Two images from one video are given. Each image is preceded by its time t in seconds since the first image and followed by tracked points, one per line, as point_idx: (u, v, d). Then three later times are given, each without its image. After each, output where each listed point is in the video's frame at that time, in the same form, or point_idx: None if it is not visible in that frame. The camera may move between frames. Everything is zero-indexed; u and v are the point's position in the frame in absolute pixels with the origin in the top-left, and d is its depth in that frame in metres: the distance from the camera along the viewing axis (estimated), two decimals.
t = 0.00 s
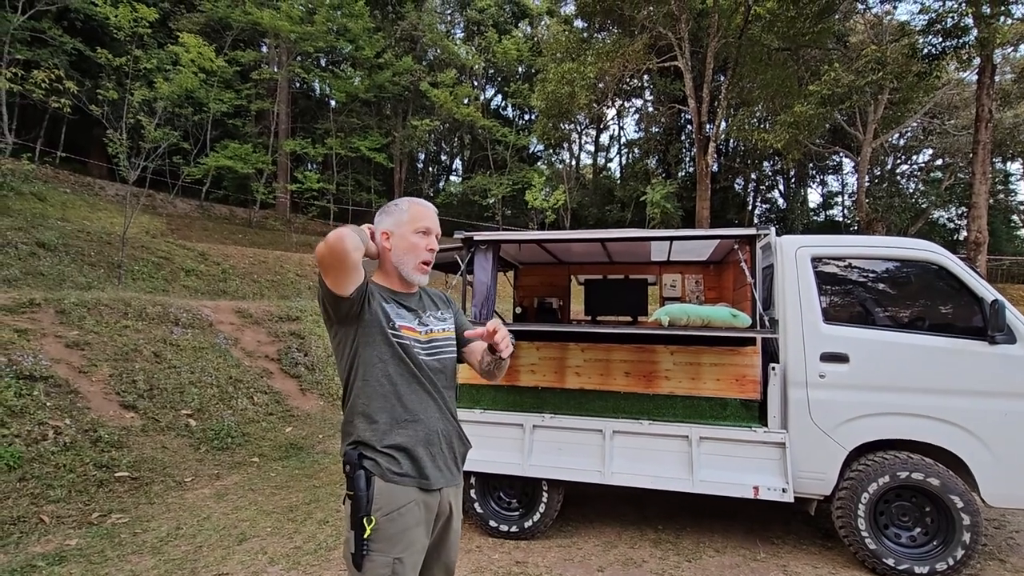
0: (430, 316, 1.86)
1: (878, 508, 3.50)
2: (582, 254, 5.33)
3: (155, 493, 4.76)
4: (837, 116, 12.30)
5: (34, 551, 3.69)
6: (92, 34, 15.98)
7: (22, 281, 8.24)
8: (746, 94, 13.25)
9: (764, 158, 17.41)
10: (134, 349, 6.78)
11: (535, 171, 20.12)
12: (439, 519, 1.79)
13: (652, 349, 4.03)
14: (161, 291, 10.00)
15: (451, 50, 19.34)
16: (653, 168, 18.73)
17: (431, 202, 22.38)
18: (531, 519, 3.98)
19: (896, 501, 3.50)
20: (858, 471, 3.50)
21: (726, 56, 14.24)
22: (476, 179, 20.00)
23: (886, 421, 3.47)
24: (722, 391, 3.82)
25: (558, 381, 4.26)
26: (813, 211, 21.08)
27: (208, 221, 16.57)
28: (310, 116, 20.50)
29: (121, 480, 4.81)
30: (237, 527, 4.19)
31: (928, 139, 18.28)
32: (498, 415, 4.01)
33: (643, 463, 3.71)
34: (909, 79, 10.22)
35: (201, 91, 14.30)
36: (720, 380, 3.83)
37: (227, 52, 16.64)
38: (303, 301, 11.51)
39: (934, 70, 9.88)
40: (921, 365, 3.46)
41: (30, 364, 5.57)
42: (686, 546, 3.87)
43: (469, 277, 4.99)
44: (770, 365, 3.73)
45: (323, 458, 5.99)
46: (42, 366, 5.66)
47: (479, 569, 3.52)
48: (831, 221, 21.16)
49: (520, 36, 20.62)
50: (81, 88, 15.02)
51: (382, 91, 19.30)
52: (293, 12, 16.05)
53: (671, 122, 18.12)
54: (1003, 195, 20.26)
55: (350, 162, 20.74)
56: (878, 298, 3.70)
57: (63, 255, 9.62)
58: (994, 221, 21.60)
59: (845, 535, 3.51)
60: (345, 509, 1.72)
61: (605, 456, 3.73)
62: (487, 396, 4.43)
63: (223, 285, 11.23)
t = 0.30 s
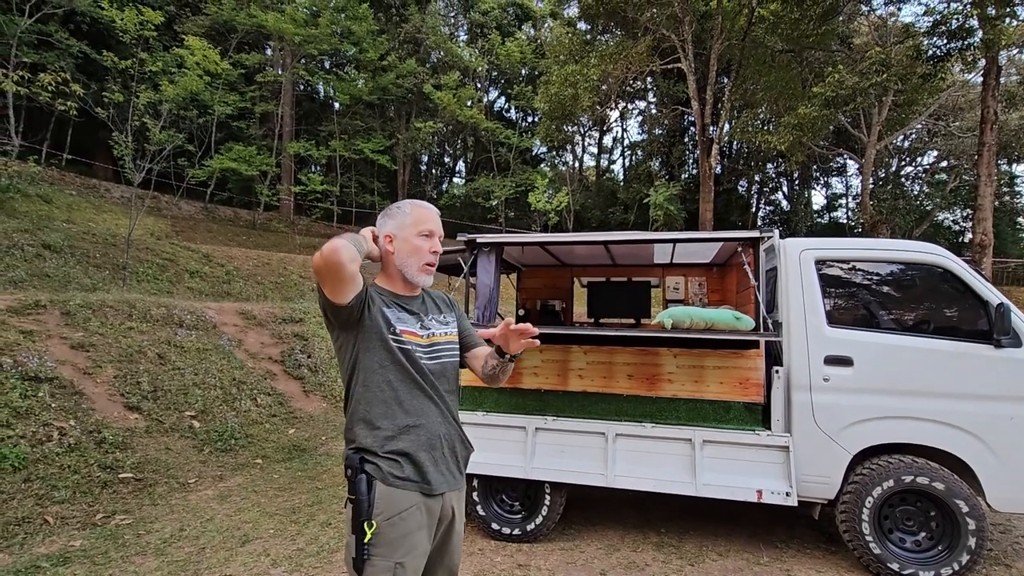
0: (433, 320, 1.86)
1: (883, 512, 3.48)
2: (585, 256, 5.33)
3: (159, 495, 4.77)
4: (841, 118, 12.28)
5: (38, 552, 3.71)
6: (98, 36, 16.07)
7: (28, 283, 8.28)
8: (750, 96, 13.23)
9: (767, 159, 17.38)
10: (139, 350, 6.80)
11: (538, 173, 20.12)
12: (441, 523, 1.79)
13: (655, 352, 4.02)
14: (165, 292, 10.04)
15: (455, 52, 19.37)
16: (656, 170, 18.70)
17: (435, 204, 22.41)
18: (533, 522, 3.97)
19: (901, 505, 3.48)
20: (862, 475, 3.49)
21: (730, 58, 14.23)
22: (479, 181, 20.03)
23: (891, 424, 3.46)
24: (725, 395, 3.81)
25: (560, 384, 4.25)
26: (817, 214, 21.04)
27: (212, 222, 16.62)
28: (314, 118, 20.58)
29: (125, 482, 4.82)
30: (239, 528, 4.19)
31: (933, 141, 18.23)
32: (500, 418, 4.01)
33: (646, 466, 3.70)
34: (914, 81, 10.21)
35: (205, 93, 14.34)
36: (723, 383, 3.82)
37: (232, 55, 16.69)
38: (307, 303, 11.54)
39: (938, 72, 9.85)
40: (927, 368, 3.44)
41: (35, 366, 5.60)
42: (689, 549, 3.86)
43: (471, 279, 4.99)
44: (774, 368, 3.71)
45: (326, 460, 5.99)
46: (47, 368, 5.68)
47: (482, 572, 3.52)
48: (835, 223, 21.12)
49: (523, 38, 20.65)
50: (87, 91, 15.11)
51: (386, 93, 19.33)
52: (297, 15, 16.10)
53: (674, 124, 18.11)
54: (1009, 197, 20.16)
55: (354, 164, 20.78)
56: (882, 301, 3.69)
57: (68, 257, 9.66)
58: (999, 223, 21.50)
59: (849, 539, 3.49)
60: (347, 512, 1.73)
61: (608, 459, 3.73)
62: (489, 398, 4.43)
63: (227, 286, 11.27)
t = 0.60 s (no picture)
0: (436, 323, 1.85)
1: (887, 516, 3.47)
2: (588, 258, 5.34)
3: (163, 496, 4.78)
4: (845, 119, 12.26)
5: (43, 553, 3.72)
6: (103, 40, 16.18)
7: (34, 285, 8.33)
8: (753, 97, 13.22)
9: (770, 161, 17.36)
10: (143, 352, 6.82)
11: (541, 174, 20.13)
12: (444, 526, 1.79)
13: (658, 354, 4.01)
14: (169, 294, 10.08)
15: (458, 54, 19.43)
16: (659, 171, 18.69)
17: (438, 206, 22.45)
18: (536, 524, 3.97)
19: (906, 508, 3.47)
20: (866, 478, 3.48)
21: (733, 60, 14.23)
22: (482, 183, 20.06)
23: (896, 427, 3.45)
24: (729, 397, 3.80)
25: (563, 386, 4.24)
26: (821, 215, 20.99)
27: (216, 224, 16.68)
28: (318, 121, 20.66)
29: (130, 483, 4.84)
30: (243, 530, 4.21)
31: (937, 142, 18.19)
32: (503, 420, 4.02)
33: (649, 468, 3.70)
34: (918, 82, 10.18)
35: (210, 96, 14.40)
36: (726, 386, 3.80)
37: (236, 58, 16.77)
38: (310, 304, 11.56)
39: (942, 73, 9.81)
40: (931, 371, 3.43)
41: (41, 367, 5.62)
42: (693, 552, 3.86)
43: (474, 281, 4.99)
44: (777, 371, 3.70)
45: (329, 462, 6.00)
46: (53, 369, 5.71)
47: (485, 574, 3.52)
48: (839, 225, 21.07)
49: (526, 40, 20.70)
50: (93, 93, 15.20)
51: (389, 95, 19.38)
52: (301, 18, 16.18)
53: (677, 125, 18.11)
54: (1015, 199, 20.10)
55: (357, 166, 20.82)
56: (887, 303, 3.68)
57: (74, 259, 9.71)
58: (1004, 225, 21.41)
59: (854, 543, 3.48)
60: (351, 515, 1.72)
61: (611, 461, 3.73)
62: (493, 401, 4.43)
63: (231, 288, 11.30)
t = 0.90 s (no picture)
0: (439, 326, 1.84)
1: (892, 519, 3.46)
2: (591, 260, 5.34)
3: (167, 498, 4.79)
4: (849, 120, 12.25)
5: (48, 554, 3.74)
6: (108, 43, 16.26)
7: (39, 287, 8.37)
8: (756, 98, 13.21)
9: (773, 162, 17.35)
10: (147, 354, 6.84)
11: (544, 176, 20.12)
12: (448, 526, 1.80)
13: (662, 356, 4.00)
14: (173, 296, 10.11)
15: (461, 57, 19.46)
16: (662, 173, 18.69)
17: (441, 208, 22.46)
18: (539, 527, 3.96)
19: (911, 511, 3.46)
20: (871, 481, 3.47)
21: (736, 61, 14.22)
22: (485, 185, 20.09)
23: (899, 430, 3.44)
24: (733, 400, 3.79)
25: (566, 388, 4.23)
26: (824, 217, 20.95)
27: (220, 226, 16.72)
28: (321, 123, 20.73)
29: (134, 485, 4.85)
30: (247, 532, 4.21)
31: (941, 143, 18.15)
32: (506, 422, 4.01)
33: (652, 470, 3.69)
34: (923, 83, 10.15)
35: (214, 99, 14.44)
36: (730, 388, 3.78)
37: (240, 61, 16.82)
38: (313, 307, 11.58)
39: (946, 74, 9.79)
40: (936, 373, 3.42)
41: (46, 369, 5.64)
42: (697, 555, 3.85)
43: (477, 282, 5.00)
44: (781, 373, 3.69)
45: (332, 464, 6.00)
46: (58, 371, 5.73)
47: None
48: (842, 226, 21.02)
49: (529, 42, 20.74)
50: (98, 96, 15.28)
51: (392, 98, 19.44)
52: (305, 21, 16.23)
53: (680, 127, 18.10)
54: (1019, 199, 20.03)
55: (360, 168, 20.87)
56: (891, 305, 3.67)
57: (78, 261, 9.74)
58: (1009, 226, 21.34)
59: (858, 545, 3.47)
60: (355, 517, 1.72)
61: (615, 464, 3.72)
62: (496, 403, 4.43)
63: (234, 290, 11.33)
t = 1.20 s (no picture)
0: (442, 331, 1.83)
1: (896, 520, 3.45)
2: (593, 262, 5.35)
3: (170, 500, 4.80)
4: (851, 121, 12.23)
5: (52, 557, 3.75)
6: (111, 47, 16.33)
7: (42, 289, 8.39)
8: (757, 99, 13.21)
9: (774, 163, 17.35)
10: (150, 356, 6.86)
11: (545, 177, 20.14)
12: (448, 528, 1.80)
13: (664, 358, 4.00)
14: (175, 299, 10.13)
15: (462, 59, 19.48)
16: (663, 174, 18.70)
17: (443, 210, 22.48)
18: (542, 529, 3.97)
19: (914, 513, 3.45)
20: (874, 482, 3.46)
21: (738, 62, 14.19)
22: (487, 187, 20.12)
23: (902, 431, 3.43)
24: (736, 401, 3.78)
25: (569, 389, 4.24)
26: (826, 217, 20.92)
27: (223, 229, 16.76)
28: (323, 125, 20.78)
29: (137, 487, 4.86)
30: (250, 534, 4.21)
31: (943, 144, 18.13)
32: (508, 423, 4.01)
33: (654, 472, 3.69)
34: (925, 84, 10.14)
35: (216, 102, 14.46)
36: (733, 389, 3.78)
37: (242, 63, 16.86)
38: (315, 308, 11.60)
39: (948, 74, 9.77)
40: (940, 374, 3.41)
41: (49, 371, 5.65)
42: (699, 557, 3.84)
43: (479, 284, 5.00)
44: (784, 374, 3.68)
45: (334, 466, 6.01)
46: (61, 373, 5.74)
47: None
48: (845, 227, 20.99)
49: (530, 44, 20.77)
50: (101, 99, 15.33)
51: (394, 100, 19.46)
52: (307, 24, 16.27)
53: (682, 128, 18.10)
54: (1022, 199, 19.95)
55: (362, 170, 20.91)
56: (894, 306, 3.66)
57: (81, 264, 9.77)
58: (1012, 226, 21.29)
59: (862, 547, 3.47)
60: (356, 519, 1.72)
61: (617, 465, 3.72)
62: (498, 405, 4.43)
63: (237, 292, 11.36)
